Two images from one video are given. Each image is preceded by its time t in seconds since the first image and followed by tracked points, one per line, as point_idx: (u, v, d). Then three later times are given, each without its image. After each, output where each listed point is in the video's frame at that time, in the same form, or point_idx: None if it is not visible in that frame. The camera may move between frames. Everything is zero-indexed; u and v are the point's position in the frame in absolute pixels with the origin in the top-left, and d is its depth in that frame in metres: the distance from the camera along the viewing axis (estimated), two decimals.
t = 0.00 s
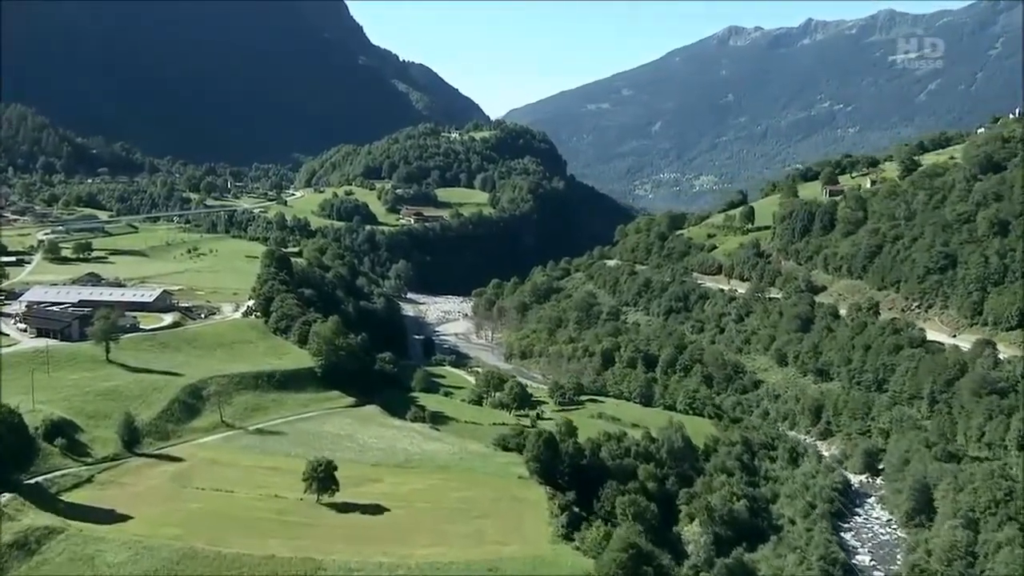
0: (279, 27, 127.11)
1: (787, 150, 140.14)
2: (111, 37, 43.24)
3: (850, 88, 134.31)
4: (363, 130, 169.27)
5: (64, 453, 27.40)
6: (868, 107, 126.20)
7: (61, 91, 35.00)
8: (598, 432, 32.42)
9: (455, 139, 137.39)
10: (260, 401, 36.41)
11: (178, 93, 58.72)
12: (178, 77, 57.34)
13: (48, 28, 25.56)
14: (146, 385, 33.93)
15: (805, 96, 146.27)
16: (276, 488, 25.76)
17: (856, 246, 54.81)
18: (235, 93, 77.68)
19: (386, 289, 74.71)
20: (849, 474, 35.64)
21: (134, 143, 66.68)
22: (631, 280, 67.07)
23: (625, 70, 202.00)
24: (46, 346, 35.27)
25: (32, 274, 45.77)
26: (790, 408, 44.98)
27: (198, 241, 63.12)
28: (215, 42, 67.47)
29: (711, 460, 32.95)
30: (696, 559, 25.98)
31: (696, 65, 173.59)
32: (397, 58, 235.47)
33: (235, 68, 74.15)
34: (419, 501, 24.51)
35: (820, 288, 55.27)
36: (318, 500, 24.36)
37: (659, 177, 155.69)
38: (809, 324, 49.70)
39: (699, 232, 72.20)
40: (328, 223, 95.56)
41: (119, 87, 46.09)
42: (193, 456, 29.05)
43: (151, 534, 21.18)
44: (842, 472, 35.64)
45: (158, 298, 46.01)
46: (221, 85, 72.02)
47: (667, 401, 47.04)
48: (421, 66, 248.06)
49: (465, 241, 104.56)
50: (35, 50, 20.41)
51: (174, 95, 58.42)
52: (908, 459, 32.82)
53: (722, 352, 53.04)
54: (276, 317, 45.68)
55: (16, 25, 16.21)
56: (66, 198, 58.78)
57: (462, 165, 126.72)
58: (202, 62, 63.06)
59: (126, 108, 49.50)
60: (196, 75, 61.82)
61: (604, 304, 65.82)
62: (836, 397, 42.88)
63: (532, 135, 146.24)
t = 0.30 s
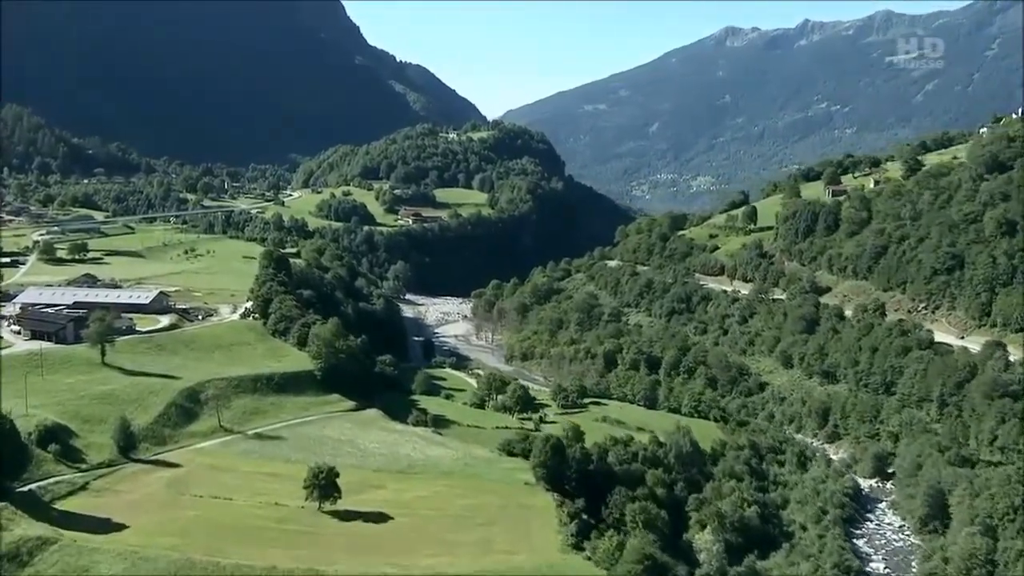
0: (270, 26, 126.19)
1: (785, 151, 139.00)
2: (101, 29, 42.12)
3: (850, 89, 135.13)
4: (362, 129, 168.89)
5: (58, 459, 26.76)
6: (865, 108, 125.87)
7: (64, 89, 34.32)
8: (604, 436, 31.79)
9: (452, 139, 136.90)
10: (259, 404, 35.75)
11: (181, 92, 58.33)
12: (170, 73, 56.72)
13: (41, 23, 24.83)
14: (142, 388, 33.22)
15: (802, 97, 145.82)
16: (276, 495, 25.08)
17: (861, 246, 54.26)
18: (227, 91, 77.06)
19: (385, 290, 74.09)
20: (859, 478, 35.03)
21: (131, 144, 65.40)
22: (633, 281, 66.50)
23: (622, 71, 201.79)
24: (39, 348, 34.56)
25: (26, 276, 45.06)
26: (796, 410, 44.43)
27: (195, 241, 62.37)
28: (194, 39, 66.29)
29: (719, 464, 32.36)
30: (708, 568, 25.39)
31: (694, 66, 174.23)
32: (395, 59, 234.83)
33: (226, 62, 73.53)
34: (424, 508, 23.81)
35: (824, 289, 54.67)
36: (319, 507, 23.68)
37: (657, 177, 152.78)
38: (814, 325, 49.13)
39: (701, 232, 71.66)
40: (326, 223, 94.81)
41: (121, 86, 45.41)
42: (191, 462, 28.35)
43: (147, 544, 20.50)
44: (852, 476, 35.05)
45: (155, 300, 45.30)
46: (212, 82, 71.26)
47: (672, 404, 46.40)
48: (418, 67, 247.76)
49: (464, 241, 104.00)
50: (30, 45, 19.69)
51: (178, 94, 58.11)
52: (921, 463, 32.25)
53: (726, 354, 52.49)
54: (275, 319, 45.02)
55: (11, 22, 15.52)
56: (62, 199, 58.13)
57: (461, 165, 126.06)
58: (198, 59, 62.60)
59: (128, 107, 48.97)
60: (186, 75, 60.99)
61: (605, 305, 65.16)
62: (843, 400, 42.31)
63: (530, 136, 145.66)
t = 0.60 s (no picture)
0: (256, 29, 124.44)
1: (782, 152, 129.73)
2: (84, 25, 43.10)
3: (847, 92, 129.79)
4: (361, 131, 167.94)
5: (50, 466, 26.12)
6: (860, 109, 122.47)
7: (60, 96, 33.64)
8: (612, 442, 31.23)
9: (450, 140, 136.37)
10: (257, 409, 35.07)
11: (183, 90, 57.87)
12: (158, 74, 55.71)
13: (39, 19, 24.12)
14: (138, 392, 32.47)
15: (797, 99, 137.94)
16: (276, 504, 24.33)
17: (866, 247, 53.66)
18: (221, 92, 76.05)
19: (384, 292, 73.30)
20: (871, 483, 34.34)
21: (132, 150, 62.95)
22: (635, 282, 65.76)
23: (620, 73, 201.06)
24: (32, 351, 33.74)
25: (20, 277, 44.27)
26: (804, 413, 43.70)
27: (192, 242, 61.63)
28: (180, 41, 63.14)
29: (729, 470, 31.80)
30: None
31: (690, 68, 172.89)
32: (391, 61, 233.83)
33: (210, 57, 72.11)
34: (430, 517, 23.14)
35: (830, 290, 54.09)
36: (321, 517, 22.93)
37: (654, 179, 149.28)
38: (820, 327, 48.47)
39: (703, 233, 70.98)
40: (324, 224, 93.88)
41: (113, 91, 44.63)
42: (188, 470, 27.59)
43: (141, 556, 19.73)
44: (864, 481, 34.35)
45: (150, 302, 44.58)
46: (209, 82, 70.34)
47: (677, 407, 45.73)
48: (415, 68, 247.14)
49: (463, 243, 103.37)
50: (28, 40, 19.06)
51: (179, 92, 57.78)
52: (936, 469, 31.65)
53: (730, 356, 51.93)
54: (274, 321, 44.36)
55: None
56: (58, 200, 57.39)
57: (459, 166, 125.19)
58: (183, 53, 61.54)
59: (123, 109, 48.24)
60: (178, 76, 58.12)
61: (607, 307, 64.43)
62: (852, 403, 41.71)
63: (528, 136, 144.91)
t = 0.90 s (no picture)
0: (278, 33, 124.48)
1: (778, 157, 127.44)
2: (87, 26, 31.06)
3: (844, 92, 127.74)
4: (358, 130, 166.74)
5: (43, 473, 25.50)
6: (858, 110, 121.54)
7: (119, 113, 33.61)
8: (618, 446, 30.70)
9: (448, 140, 135.91)
10: (256, 414, 34.47)
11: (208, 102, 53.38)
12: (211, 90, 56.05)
13: (49, 17, 23.46)
14: (133, 396, 31.77)
15: (794, 100, 134.69)
16: (275, 513, 23.63)
17: (872, 248, 53.00)
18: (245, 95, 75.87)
19: (383, 293, 72.64)
20: (882, 487, 33.71)
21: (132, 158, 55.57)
22: (636, 283, 65.16)
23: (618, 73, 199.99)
24: (25, 354, 32.93)
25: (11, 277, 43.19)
26: (811, 416, 43.02)
27: (188, 243, 60.85)
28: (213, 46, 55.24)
29: (738, 475, 31.25)
30: None
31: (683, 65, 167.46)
32: (387, 60, 232.75)
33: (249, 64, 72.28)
34: (434, 526, 22.49)
35: (834, 291, 53.58)
36: (323, 527, 22.24)
37: (651, 179, 148.12)
38: (826, 329, 47.86)
39: (704, 234, 70.48)
40: (322, 225, 93.10)
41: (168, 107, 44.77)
42: (186, 477, 26.92)
43: (138, 568, 18.99)
44: (875, 487, 33.72)
45: (147, 303, 43.92)
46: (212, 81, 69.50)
47: (683, 409, 45.03)
48: (412, 69, 246.56)
49: (462, 244, 102.74)
50: (27, 41, 16.43)
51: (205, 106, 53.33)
52: (951, 475, 31.07)
53: (735, 358, 51.38)
54: (271, 323, 43.64)
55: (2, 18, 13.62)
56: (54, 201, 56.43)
57: (457, 166, 124.45)
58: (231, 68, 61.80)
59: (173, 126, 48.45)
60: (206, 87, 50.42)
61: (608, 308, 63.88)
62: (860, 407, 41.11)
63: (527, 136, 144.11)
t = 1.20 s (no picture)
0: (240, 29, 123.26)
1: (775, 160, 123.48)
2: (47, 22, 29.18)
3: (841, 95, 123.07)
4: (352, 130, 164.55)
5: (35, 481, 24.86)
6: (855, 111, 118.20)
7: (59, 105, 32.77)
8: (627, 452, 30.09)
9: (447, 141, 134.80)
10: (254, 418, 33.69)
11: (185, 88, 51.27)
12: (146, 73, 54.97)
13: (39, 18, 23.19)
14: (129, 401, 31.05)
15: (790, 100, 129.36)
16: (276, 523, 22.93)
17: (879, 249, 52.27)
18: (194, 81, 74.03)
19: (382, 294, 71.93)
20: (895, 493, 32.96)
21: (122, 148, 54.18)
22: (638, 284, 64.44)
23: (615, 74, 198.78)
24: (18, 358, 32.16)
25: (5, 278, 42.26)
26: (819, 419, 42.26)
27: (185, 243, 59.91)
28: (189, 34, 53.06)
29: (750, 480, 30.60)
30: None
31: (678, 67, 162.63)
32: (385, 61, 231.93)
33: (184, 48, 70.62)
34: (439, 536, 21.73)
35: (840, 292, 52.87)
36: (325, 537, 21.53)
37: (647, 180, 142.82)
38: (833, 331, 47.24)
39: (707, 234, 69.83)
40: (319, 226, 92.16)
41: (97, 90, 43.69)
42: (184, 486, 26.22)
43: None
44: (888, 492, 33.00)
45: (143, 305, 43.05)
46: (184, 75, 68.36)
47: (689, 413, 44.34)
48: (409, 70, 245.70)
49: (461, 245, 101.83)
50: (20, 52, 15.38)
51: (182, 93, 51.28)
52: (969, 480, 30.44)
53: (740, 360, 50.80)
54: (270, 325, 42.78)
55: None
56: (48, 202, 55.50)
57: (455, 167, 123.66)
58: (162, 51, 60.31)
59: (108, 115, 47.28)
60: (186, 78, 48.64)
61: (611, 310, 63.16)
62: (870, 410, 40.41)
63: (525, 137, 143.16)
